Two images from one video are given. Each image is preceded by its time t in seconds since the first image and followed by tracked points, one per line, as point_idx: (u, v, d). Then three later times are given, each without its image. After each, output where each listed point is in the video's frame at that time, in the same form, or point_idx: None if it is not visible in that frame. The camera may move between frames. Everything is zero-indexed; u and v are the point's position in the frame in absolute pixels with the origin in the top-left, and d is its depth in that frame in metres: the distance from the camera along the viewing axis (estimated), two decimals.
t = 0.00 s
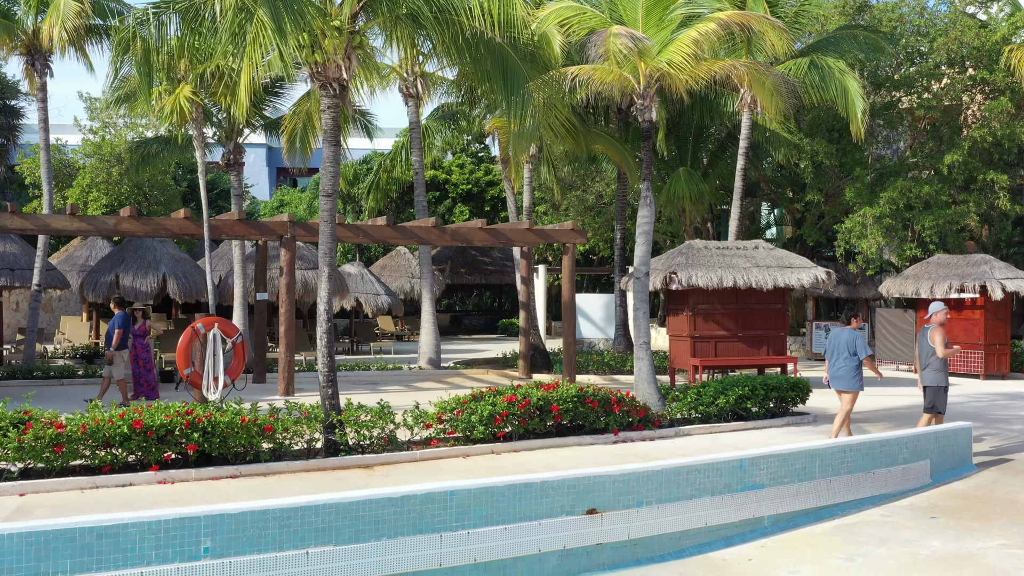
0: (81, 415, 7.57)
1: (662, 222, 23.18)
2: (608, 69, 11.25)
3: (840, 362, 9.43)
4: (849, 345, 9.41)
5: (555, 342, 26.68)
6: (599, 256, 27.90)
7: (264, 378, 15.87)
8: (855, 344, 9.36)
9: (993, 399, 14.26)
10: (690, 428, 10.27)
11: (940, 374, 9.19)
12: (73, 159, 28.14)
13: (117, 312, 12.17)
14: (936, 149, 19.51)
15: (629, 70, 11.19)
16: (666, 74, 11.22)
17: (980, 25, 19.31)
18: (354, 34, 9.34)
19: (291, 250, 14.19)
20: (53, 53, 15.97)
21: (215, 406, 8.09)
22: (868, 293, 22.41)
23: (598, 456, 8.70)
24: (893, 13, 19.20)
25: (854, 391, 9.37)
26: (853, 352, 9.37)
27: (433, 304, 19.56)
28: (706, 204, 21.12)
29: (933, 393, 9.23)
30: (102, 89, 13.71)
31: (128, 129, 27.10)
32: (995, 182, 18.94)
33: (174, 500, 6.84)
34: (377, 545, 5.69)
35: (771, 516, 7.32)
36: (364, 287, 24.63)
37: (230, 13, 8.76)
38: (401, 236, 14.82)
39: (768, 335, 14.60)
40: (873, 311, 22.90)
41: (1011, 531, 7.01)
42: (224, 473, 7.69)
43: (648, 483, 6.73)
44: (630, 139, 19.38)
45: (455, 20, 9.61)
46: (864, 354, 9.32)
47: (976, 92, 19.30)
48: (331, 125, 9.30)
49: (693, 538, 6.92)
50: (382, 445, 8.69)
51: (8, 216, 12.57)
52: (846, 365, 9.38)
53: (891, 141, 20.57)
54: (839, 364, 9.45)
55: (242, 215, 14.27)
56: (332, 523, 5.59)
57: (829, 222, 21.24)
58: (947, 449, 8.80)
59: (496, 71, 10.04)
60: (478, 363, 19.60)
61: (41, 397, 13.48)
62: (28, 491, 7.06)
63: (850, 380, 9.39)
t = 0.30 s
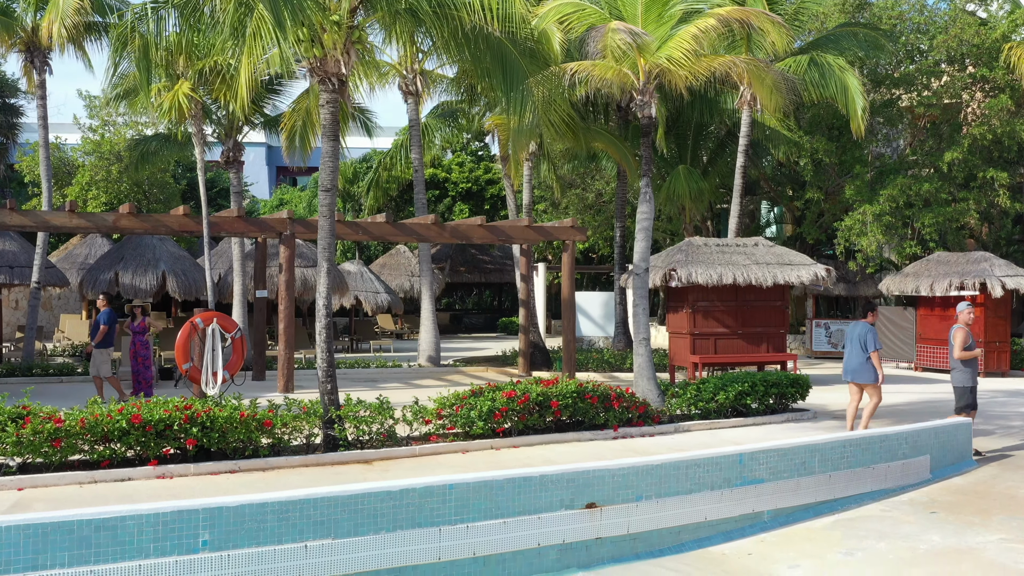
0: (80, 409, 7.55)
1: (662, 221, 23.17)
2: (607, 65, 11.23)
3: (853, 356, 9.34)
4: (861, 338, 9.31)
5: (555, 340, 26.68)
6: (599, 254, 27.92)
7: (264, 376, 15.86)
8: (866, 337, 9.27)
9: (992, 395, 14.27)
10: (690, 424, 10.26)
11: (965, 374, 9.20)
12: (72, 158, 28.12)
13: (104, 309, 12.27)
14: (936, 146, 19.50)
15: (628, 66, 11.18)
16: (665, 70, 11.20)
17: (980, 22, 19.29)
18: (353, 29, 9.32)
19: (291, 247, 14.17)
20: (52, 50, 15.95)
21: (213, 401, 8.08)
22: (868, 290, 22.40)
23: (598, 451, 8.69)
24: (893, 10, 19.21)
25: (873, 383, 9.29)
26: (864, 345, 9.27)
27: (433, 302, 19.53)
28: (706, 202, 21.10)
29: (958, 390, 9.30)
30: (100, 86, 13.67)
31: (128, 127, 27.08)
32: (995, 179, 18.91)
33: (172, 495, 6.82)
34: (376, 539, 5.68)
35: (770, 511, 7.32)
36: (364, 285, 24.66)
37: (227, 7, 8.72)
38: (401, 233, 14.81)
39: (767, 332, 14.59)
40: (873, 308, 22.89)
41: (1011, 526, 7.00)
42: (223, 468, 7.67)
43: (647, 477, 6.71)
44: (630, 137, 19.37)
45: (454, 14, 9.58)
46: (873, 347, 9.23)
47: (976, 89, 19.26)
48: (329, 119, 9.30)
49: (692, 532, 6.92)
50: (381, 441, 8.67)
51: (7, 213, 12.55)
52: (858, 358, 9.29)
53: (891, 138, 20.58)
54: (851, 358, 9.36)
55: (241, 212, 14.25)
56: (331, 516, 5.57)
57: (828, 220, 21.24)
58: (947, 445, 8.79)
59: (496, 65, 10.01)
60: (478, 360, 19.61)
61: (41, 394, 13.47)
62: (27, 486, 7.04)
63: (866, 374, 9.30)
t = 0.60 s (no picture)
0: (80, 403, 7.55)
1: (663, 218, 23.17)
2: (607, 61, 11.23)
3: (875, 356, 9.35)
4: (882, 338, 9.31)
5: (555, 339, 26.67)
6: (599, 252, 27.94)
7: (264, 373, 15.84)
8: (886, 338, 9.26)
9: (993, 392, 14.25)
10: (690, 420, 10.26)
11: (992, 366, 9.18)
12: (72, 156, 28.12)
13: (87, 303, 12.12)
14: (937, 144, 19.49)
15: (629, 62, 11.17)
16: (665, 65, 11.19)
17: (980, 19, 19.28)
18: (353, 23, 9.31)
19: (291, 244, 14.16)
20: (52, 47, 15.94)
21: (214, 395, 8.07)
22: (869, 288, 22.38)
23: (598, 445, 8.68)
24: (893, 7, 19.10)
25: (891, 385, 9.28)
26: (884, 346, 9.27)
27: (433, 300, 19.50)
28: (706, 200, 21.09)
29: (984, 383, 9.26)
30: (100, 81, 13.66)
31: (128, 125, 27.08)
32: (995, 177, 18.88)
33: (172, 488, 6.81)
34: (376, 531, 5.67)
35: (771, 505, 7.30)
36: (364, 283, 24.66)
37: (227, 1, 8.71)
38: (401, 229, 14.80)
39: (768, 329, 14.58)
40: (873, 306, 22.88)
41: (1013, 519, 6.99)
42: (223, 462, 7.67)
43: (648, 471, 6.70)
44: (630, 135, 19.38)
45: (454, 8, 9.57)
46: (890, 347, 9.22)
47: (976, 86, 19.25)
48: (330, 113, 9.30)
49: (693, 526, 6.91)
50: (381, 435, 8.66)
51: (7, 209, 12.55)
52: (879, 359, 9.31)
53: (891, 136, 20.58)
54: (875, 358, 9.36)
55: (241, 209, 14.24)
56: (331, 508, 5.56)
57: (829, 217, 21.24)
58: (948, 439, 8.78)
59: (496, 60, 10.02)
60: (478, 358, 19.60)
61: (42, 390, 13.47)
62: (27, 479, 7.04)
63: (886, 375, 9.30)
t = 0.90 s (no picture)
0: (80, 397, 7.53)
1: (663, 217, 23.16)
2: (607, 56, 11.21)
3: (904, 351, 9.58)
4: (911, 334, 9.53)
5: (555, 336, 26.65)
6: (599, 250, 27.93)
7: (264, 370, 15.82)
8: (913, 332, 9.47)
9: (994, 389, 14.24)
10: (691, 415, 10.25)
11: None
12: (72, 154, 28.10)
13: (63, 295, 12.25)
14: (937, 141, 19.49)
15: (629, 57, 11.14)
16: (666, 60, 11.17)
17: (980, 17, 19.23)
18: (353, 17, 9.29)
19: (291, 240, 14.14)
20: (52, 44, 15.93)
21: (214, 390, 8.05)
22: (869, 286, 22.36)
23: (598, 440, 8.67)
24: (893, 5, 19.09)
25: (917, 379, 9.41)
26: (911, 341, 9.48)
27: (433, 298, 19.48)
28: (707, 197, 21.07)
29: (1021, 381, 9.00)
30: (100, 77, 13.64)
31: (128, 123, 27.07)
32: (995, 174, 18.85)
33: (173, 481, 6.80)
34: (377, 523, 5.65)
35: (772, 499, 7.29)
36: (364, 281, 24.64)
37: None
38: (401, 226, 14.79)
39: (768, 326, 14.55)
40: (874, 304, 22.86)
41: (1014, 513, 6.97)
42: (224, 456, 7.66)
43: (649, 464, 6.69)
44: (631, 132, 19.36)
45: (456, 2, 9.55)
46: (918, 342, 9.43)
47: (977, 84, 19.23)
48: (330, 106, 9.28)
49: (694, 519, 6.89)
50: (382, 430, 8.65)
51: (7, 205, 12.54)
52: (906, 353, 9.53)
53: (891, 134, 20.57)
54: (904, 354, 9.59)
55: (241, 205, 14.23)
56: (332, 500, 5.55)
57: (829, 215, 21.23)
58: (950, 434, 8.77)
59: (497, 55, 10.02)
60: (479, 356, 19.57)
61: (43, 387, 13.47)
62: (27, 473, 7.03)
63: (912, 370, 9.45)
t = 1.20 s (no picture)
0: (79, 391, 7.51)
1: (663, 215, 23.13)
2: (607, 51, 11.16)
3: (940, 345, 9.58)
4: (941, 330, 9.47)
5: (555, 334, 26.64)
6: (599, 249, 27.92)
7: (264, 367, 15.80)
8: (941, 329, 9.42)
9: (994, 386, 14.23)
10: (691, 410, 10.24)
11: None
12: (72, 152, 28.08)
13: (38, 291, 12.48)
14: (938, 139, 19.47)
15: (630, 52, 11.11)
16: (666, 56, 11.15)
17: (981, 14, 19.20)
18: (353, 11, 9.27)
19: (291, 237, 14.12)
20: (52, 41, 15.92)
21: (213, 383, 8.04)
22: (870, 283, 22.31)
23: (599, 434, 8.65)
24: (893, 2, 19.10)
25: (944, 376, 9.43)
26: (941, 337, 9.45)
27: (433, 296, 19.47)
28: (707, 195, 21.04)
29: None
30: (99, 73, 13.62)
31: (127, 121, 27.04)
32: (996, 171, 18.83)
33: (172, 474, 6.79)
34: (377, 515, 5.63)
35: (773, 492, 7.28)
36: (364, 279, 24.62)
37: None
38: (401, 222, 14.77)
39: (768, 323, 14.53)
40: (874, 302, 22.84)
41: (1016, 507, 6.96)
42: (223, 450, 7.64)
43: (649, 457, 6.67)
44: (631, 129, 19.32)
45: None
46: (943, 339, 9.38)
47: (977, 81, 19.20)
48: (331, 100, 9.26)
49: (695, 513, 6.88)
50: (382, 424, 8.64)
51: (6, 201, 12.52)
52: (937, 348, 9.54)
53: (892, 132, 20.55)
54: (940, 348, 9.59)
55: (241, 201, 14.23)
56: (331, 492, 5.53)
57: (829, 213, 21.21)
58: (950, 429, 8.75)
59: (497, 50, 10.01)
60: (479, 353, 19.56)
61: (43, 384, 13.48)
62: (26, 466, 7.01)
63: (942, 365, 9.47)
